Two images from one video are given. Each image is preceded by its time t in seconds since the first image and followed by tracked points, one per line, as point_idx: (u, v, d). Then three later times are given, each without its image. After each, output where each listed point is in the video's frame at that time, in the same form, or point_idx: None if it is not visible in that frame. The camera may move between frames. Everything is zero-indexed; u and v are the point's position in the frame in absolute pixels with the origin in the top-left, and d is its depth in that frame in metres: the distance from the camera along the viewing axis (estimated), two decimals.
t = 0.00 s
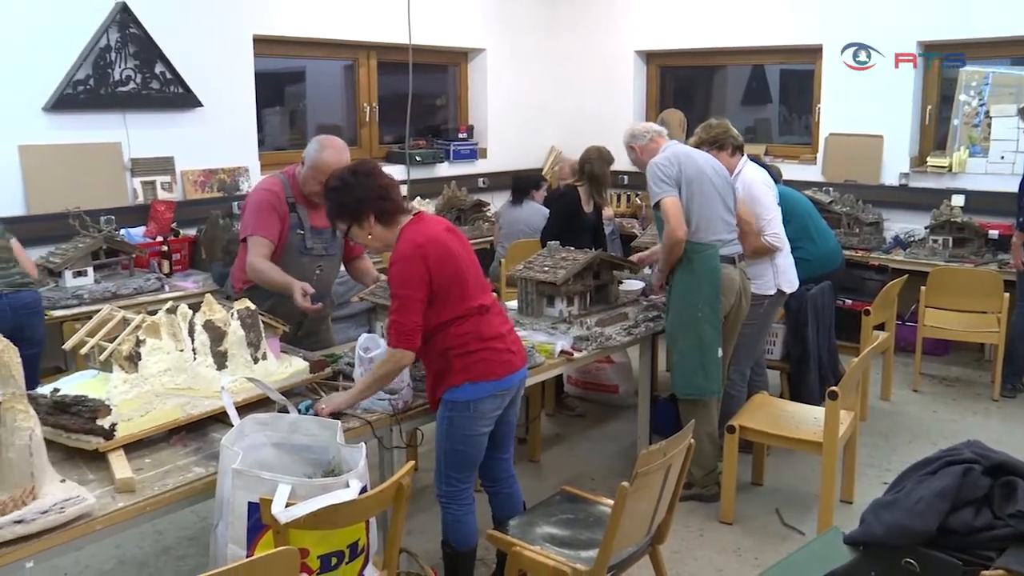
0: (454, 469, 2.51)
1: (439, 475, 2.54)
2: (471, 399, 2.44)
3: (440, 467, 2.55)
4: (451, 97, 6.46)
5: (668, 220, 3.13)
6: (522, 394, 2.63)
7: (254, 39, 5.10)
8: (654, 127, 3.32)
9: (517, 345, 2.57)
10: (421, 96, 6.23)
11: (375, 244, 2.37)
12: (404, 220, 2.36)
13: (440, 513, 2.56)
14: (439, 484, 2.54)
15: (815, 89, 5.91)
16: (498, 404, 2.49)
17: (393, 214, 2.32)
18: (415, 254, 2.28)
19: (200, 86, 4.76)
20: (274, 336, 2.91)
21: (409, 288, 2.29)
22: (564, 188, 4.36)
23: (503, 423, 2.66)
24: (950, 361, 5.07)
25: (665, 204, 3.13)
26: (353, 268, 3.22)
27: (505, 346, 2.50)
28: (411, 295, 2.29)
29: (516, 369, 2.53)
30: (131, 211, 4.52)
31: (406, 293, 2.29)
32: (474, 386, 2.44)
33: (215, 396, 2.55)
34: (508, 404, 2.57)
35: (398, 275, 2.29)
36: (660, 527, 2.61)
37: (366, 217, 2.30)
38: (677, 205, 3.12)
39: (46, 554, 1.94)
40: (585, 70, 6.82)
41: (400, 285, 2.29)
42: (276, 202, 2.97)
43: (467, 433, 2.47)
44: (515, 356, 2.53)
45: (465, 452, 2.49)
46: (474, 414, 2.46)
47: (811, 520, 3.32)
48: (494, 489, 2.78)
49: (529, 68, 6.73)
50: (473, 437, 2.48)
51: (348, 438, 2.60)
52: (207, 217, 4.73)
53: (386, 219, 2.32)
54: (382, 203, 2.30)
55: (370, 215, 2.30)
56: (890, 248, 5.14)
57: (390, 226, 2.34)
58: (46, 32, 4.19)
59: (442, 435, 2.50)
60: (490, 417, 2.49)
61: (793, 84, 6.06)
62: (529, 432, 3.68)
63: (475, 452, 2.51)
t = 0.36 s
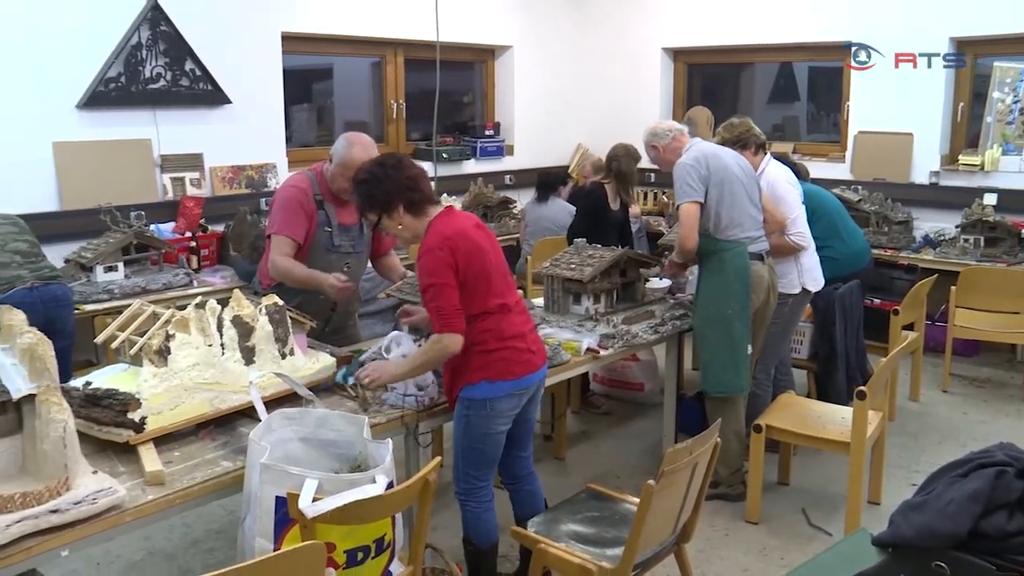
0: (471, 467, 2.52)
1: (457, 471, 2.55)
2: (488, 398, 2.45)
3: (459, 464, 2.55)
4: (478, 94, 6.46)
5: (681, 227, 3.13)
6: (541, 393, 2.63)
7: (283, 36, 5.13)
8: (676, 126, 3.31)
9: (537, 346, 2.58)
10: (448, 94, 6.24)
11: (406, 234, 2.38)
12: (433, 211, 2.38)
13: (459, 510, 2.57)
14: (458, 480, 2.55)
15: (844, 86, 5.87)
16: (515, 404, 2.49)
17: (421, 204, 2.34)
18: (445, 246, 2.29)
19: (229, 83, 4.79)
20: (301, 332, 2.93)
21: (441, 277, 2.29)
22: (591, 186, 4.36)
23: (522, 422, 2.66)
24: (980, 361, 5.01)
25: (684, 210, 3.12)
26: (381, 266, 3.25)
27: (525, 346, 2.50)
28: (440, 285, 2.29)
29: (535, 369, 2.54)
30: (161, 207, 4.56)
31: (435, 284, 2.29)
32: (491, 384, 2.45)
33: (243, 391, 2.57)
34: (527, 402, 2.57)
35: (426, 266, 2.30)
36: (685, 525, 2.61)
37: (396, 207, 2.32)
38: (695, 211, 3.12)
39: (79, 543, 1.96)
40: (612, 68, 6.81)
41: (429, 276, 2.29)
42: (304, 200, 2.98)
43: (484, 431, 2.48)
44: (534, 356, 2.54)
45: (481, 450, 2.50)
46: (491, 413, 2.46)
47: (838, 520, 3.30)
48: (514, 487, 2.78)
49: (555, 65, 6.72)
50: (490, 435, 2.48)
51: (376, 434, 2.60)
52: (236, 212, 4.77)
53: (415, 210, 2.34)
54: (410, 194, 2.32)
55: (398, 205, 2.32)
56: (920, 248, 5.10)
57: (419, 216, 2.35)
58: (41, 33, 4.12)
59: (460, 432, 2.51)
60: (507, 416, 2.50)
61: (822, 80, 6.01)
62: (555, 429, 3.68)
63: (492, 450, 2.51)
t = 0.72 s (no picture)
0: (500, 462, 2.53)
1: (484, 466, 2.56)
2: (516, 392, 2.45)
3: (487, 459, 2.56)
4: (506, 91, 6.47)
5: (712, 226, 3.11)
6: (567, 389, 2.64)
7: (311, 33, 5.15)
8: (697, 127, 3.27)
9: (564, 344, 2.58)
10: (475, 90, 6.24)
11: (457, 218, 2.41)
12: (484, 198, 2.40)
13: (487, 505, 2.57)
14: (485, 475, 2.56)
15: (874, 84, 5.81)
16: (543, 399, 2.49)
17: (471, 188, 2.37)
18: (498, 229, 2.31)
19: (258, 79, 4.83)
20: (328, 327, 2.95)
21: (490, 257, 2.30)
22: (619, 183, 4.35)
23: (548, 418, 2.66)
24: (1013, 362, 4.96)
25: (714, 211, 3.11)
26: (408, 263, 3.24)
27: (555, 343, 2.51)
28: (490, 265, 2.29)
29: (562, 366, 2.54)
30: (190, 203, 4.60)
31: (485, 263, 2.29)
32: (521, 378, 2.44)
33: (271, 385, 2.59)
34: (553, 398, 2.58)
35: (477, 242, 2.31)
36: (711, 524, 2.60)
37: (446, 189, 2.36)
38: (725, 211, 3.10)
39: (112, 534, 1.99)
40: (639, 65, 6.80)
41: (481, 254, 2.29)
42: (330, 196, 3.00)
43: (512, 425, 2.48)
44: (563, 354, 2.54)
45: (510, 445, 2.50)
46: (519, 408, 2.46)
47: (866, 521, 3.27)
48: (540, 484, 2.78)
49: (581, 62, 6.71)
50: (519, 430, 2.49)
51: (403, 429, 2.61)
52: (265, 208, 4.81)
53: (465, 194, 2.37)
54: (462, 177, 2.35)
55: (448, 188, 2.35)
56: (952, 247, 5.04)
57: (469, 200, 2.38)
58: (41, 34, 4.07)
59: (488, 427, 2.51)
60: (535, 412, 2.50)
61: (852, 78, 5.95)
62: (581, 426, 3.68)
63: (520, 445, 2.51)
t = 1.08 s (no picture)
0: (524, 456, 2.53)
1: (509, 461, 2.57)
2: (533, 386, 2.45)
3: (510, 452, 2.57)
4: (535, 88, 6.47)
5: (754, 219, 3.07)
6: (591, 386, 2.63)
7: (341, 30, 5.18)
8: (720, 128, 3.23)
9: (590, 344, 2.54)
10: (504, 87, 6.24)
11: (509, 201, 2.41)
12: (540, 188, 2.40)
13: (512, 500, 2.58)
14: (511, 470, 2.57)
15: (907, 81, 5.75)
16: (561, 396, 2.48)
17: (529, 175, 2.37)
18: (530, 220, 2.31)
19: (288, 76, 4.86)
20: (357, 323, 2.96)
21: (514, 246, 2.30)
22: (648, 181, 4.35)
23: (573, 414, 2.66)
24: None
25: (751, 204, 3.06)
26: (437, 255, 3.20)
27: (577, 342, 2.48)
28: (512, 251, 2.30)
29: (583, 365, 2.50)
30: (221, 198, 4.64)
31: (507, 247, 2.30)
32: (538, 372, 2.44)
33: (300, 380, 2.62)
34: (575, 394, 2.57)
35: (505, 228, 2.32)
36: (738, 523, 2.58)
37: (505, 171, 2.36)
38: (763, 206, 3.05)
39: (143, 525, 2.01)
40: (668, 62, 6.77)
41: (508, 240, 2.30)
42: (363, 192, 3.01)
43: (533, 419, 2.49)
44: (586, 354, 2.50)
45: (532, 439, 2.51)
46: (538, 402, 2.46)
47: (895, 523, 3.23)
48: (566, 480, 2.78)
49: (609, 58, 6.69)
50: (540, 424, 2.49)
51: (430, 425, 2.61)
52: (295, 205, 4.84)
53: (523, 180, 2.36)
54: (522, 163, 2.35)
55: (508, 170, 2.35)
56: (985, 246, 4.98)
57: (525, 186, 2.38)
58: (58, 35, 4.07)
59: (511, 420, 2.53)
60: (555, 407, 2.50)
61: (884, 75, 5.88)
62: (608, 423, 3.67)
63: (543, 439, 2.52)
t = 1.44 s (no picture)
0: (546, 451, 2.53)
1: (532, 456, 2.57)
2: (549, 381, 2.44)
3: (532, 447, 2.57)
4: (561, 84, 6.47)
5: (784, 215, 3.05)
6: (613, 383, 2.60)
7: (368, 26, 5.19)
8: (744, 127, 3.22)
9: (612, 343, 2.51)
10: (530, 83, 6.24)
11: (545, 195, 2.42)
12: (575, 183, 2.41)
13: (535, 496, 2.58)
14: (534, 466, 2.57)
15: (938, 78, 5.69)
16: (577, 393, 2.46)
17: (566, 169, 2.37)
18: (549, 217, 2.30)
19: (316, 72, 4.88)
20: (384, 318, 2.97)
21: (529, 241, 2.31)
22: (674, 178, 4.33)
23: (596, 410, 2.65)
24: None
25: (781, 200, 3.05)
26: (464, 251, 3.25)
27: (596, 340, 2.44)
28: (526, 246, 2.32)
29: (601, 364, 2.47)
30: (249, 193, 4.67)
31: (521, 243, 2.32)
32: (554, 368, 2.43)
33: (327, 375, 2.63)
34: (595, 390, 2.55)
35: (524, 223, 2.33)
36: (764, 522, 2.56)
37: (542, 165, 2.37)
38: (793, 202, 3.04)
39: (171, 517, 2.02)
40: (695, 58, 6.74)
41: (524, 235, 2.32)
42: (393, 190, 3.02)
43: (552, 415, 2.47)
44: (604, 353, 2.47)
45: (551, 434, 2.50)
46: (555, 398, 2.45)
47: (922, 524, 3.20)
48: (590, 477, 2.77)
49: (636, 54, 6.67)
50: (559, 420, 2.48)
51: (456, 421, 2.62)
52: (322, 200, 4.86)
53: (560, 173, 2.38)
54: (559, 156, 2.35)
55: (544, 164, 2.36)
56: (1017, 245, 4.92)
57: (561, 179, 2.39)
58: (92, 31, 4.11)
59: (532, 416, 2.52)
60: (574, 403, 2.48)
61: (914, 71, 5.82)
62: (633, 420, 3.67)
63: (563, 435, 2.51)
